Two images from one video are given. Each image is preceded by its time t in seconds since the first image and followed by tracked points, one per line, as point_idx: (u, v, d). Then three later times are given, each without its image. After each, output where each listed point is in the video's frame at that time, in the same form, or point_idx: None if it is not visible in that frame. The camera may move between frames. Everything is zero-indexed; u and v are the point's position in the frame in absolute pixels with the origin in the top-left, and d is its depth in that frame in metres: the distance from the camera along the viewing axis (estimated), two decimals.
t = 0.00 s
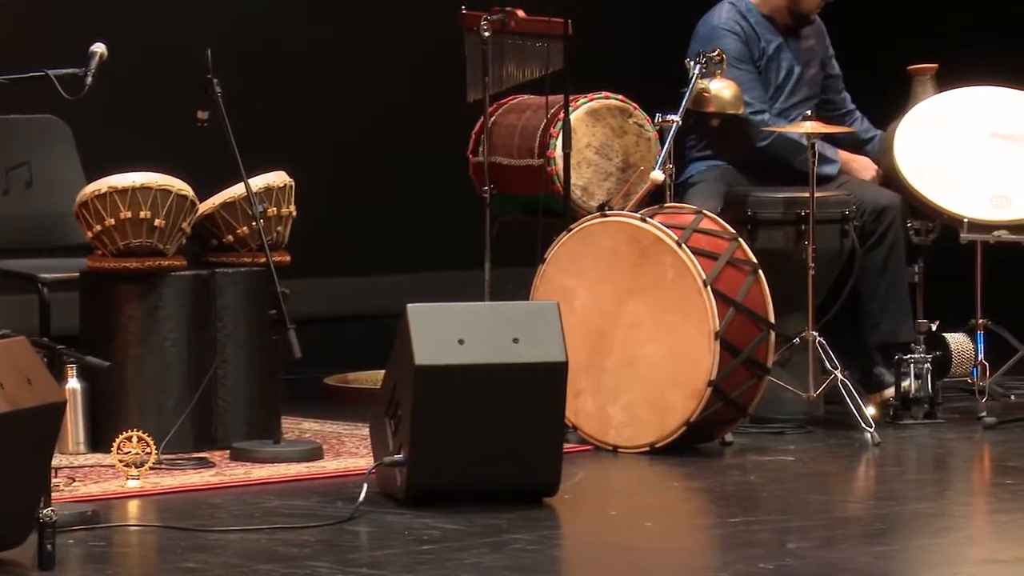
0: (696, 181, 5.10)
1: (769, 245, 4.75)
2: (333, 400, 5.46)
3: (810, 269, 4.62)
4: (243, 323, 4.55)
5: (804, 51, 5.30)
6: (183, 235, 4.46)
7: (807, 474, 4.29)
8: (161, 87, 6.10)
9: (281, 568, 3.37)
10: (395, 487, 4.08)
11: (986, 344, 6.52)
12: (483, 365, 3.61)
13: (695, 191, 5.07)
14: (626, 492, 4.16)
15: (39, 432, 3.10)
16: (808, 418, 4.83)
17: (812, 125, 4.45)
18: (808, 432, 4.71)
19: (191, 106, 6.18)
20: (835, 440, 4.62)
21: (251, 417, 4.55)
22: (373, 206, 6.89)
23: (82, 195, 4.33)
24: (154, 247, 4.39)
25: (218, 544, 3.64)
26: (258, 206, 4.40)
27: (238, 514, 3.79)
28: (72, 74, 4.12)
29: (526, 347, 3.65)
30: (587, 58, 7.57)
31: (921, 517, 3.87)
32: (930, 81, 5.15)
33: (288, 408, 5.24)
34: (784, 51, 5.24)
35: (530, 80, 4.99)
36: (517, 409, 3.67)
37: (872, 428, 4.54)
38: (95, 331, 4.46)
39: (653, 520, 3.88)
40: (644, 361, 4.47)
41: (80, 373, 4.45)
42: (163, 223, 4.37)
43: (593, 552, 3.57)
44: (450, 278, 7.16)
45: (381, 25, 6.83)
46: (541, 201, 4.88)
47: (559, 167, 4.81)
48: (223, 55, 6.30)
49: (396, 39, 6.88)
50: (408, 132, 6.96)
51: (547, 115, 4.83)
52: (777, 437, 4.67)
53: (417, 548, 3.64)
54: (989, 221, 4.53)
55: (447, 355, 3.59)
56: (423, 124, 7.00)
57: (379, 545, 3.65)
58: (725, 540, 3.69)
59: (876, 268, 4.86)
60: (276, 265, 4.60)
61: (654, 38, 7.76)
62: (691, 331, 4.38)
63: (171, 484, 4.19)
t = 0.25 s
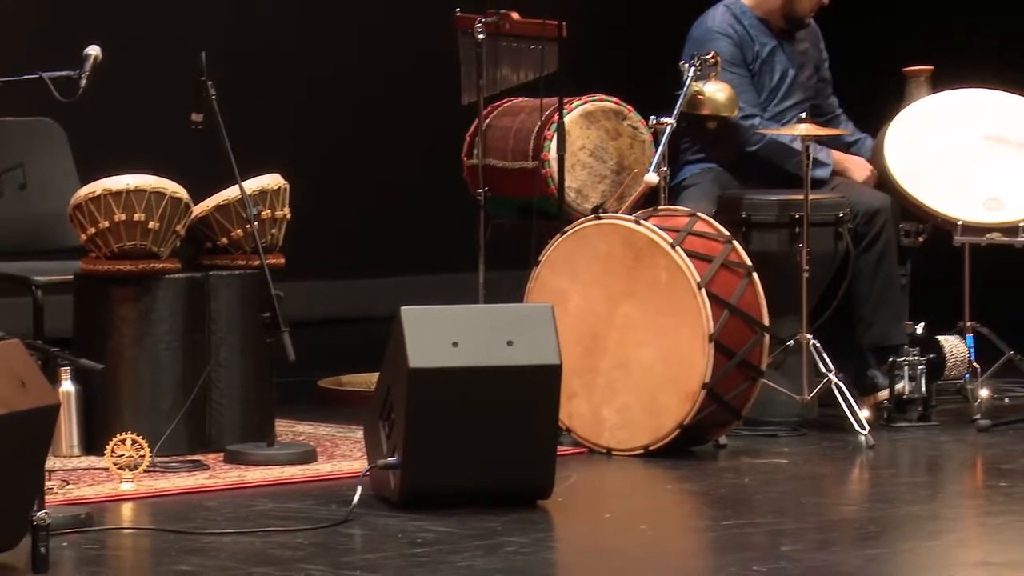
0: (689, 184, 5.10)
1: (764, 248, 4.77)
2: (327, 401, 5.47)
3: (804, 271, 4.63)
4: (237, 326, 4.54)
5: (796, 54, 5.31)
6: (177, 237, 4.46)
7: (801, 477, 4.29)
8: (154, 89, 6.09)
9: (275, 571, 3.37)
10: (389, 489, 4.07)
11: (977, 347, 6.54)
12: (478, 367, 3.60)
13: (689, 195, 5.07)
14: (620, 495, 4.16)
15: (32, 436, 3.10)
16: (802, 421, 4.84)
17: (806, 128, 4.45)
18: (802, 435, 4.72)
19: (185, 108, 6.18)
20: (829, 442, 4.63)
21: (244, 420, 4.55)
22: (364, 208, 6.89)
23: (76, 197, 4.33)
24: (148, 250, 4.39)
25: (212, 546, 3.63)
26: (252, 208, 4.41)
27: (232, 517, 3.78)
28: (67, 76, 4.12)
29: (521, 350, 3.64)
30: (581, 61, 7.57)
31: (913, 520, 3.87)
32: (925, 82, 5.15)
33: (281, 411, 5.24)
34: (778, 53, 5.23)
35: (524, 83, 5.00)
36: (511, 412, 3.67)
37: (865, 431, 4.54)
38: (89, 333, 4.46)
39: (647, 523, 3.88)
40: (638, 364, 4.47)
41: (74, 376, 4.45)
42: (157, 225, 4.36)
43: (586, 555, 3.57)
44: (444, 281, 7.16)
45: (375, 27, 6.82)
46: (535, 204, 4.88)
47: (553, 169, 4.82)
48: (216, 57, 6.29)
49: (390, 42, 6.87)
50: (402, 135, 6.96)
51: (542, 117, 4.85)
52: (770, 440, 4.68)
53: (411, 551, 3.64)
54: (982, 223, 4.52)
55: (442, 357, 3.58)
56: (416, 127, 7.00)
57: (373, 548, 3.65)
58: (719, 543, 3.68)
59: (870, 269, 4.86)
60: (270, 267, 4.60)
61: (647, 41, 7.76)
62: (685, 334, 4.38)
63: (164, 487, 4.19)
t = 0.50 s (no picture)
0: (675, 188, 5.09)
1: (750, 251, 4.78)
2: (314, 406, 5.48)
3: (789, 275, 4.63)
4: (224, 330, 4.55)
5: (783, 58, 5.31)
6: (164, 241, 4.46)
7: (788, 480, 4.29)
8: (144, 92, 6.10)
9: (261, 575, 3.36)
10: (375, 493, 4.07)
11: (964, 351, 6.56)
12: (464, 370, 3.59)
13: (674, 199, 5.06)
14: (608, 499, 4.15)
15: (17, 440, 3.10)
16: (789, 424, 4.84)
17: (793, 131, 4.47)
18: (789, 438, 4.72)
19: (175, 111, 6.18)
20: (815, 446, 4.63)
21: (231, 424, 4.55)
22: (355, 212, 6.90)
23: (62, 201, 4.34)
24: (135, 254, 4.38)
25: (198, 550, 3.63)
26: (239, 212, 4.42)
27: (219, 521, 3.78)
28: (54, 80, 4.13)
29: (507, 353, 3.64)
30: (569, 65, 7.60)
31: (899, 523, 3.87)
32: (899, 87, 5.23)
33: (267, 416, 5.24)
34: (763, 56, 5.24)
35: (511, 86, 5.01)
36: (496, 416, 3.67)
37: (852, 434, 4.55)
38: (76, 337, 4.46)
39: (633, 526, 3.88)
40: (625, 368, 4.47)
41: (61, 380, 4.44)
42: (143, 229, 4.37)
43: (572, 558, 3.56)
44: (434, 284, 7.17)
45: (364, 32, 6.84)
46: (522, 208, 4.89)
47: (540, 173, 4.82)
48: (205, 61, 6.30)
49: (378, 46, 6.90)
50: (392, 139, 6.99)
51: (528, 121, 4.87)
52: (757, 443, 4.69)
53: (397, 554, 3.63)
54: (968, 226, 4.50)
55: (428, 361, 3.57)
56: (406, 131, 7.03)
57: (360, 552, 3.64)
58: (705, 546, 3.68)
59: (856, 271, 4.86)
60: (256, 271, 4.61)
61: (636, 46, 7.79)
62: (672, 338, 4.39)
63: (151, 491, 4.18)
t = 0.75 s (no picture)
0: (661, 191, 5.10)
1: (737, 253, 4.79)
2: (300, 408, 5.49)
3: (777, 278, 4.61)
4: (210, 333, 4.54)
5: (770, 60, 5.32)
6: (150, 244, 4.46)
7: (776, 483, 4.29)
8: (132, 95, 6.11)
9: None
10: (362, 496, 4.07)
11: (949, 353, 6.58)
12: (450, 374, 3.59)
13: (661, 202, 5.06)
14: (595, 502, 4.15)
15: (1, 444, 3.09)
16: (776, 427, 4.85)
17: (780, 134, 4.47)
18: (775, 441, 4.73)
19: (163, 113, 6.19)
20: (802, 449, 4.63)
21: (218, 427, 4.55)
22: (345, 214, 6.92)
23: (50, 204, 4.34)
24: (121, 256, 4.39)
25: (185, 553, 3.62)
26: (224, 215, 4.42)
27: (206, 524, 3.77)
28: (41, 83, 4.12)
29: (493, 356, 3.63)
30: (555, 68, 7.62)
31: (886, 526, 3.87)
32: (888, 90, 5.25)
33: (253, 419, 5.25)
34: (750, 59, 5.26)
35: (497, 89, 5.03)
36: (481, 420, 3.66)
37: (839, 437, 4.55)
38: (62, 340, 4.46)
39: (620, 529, 3.87)
40: (612, 370, 4.47)
41: (47, 383, 4.43)
42: (130, 232, 4.37)
43: (558, 561, 3.56)
44: (423, 286, 7.18)
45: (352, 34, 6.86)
46: (508, 211, 4.90)
47: (528, 176, 4.82)
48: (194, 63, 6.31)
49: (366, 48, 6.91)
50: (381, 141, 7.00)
51: (515, 124, 4.88)
52: (744, 446, 4.69)
53: (384, 557, 3.62)
54: (956, 230, 4.51)
55: (415, 364, 3.56)
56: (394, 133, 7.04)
57: (346, 555, 3.63)
58: (692, 549, 3.67)
59: (843, 274, 4.88)
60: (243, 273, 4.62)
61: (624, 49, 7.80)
62: (658, 340, 4.39)
63: (138, 494, 4.17)
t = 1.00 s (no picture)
0: (644, 195, 5.11)
1: (720, 257, 4.81)
2: (284, 412, 5.49)
3: (761, 281, 4.58)
4: (193, 336, 4.54)
5: (753, 65, 5.33)
6: (133, 247, 4.46)
7: (759, 486, 4.29)
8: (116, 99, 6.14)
9: None
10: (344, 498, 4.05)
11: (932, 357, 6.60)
12: (432, 378, 3.58)
13: (645, 205, 5.06)
14: (579, 505, 4.14)
15: None
16: (758, 430, 4.86)
17: (763, 137, 4.47)
18: (758, 444, 4.74)
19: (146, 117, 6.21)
20: (785, 452, 4.64)
21: (201, 430, 4.55)
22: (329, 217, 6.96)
23: (32, 208, 4.34)
24: (103, 260, 4.38)
25: (167, 557, 3.61)
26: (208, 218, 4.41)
27: (188, 528, 3.76)
28: (25, 86, 4.11)
29: (476, 360, 3.63)
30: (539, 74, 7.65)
31: (868, 528, 3.86)
32: (871, 94, 5.25)
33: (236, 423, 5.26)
34: (736, 63, 5.27)
35: (481, 92, 5.04)
36: (462, 424, 3.66)
37: (822, 440, 4.55)
38: (45, 343, 4.46)
39: (603, 533, 3.86)
40: (595, 374, 4.47)
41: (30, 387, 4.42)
42: (113, 236, 4.37)
43: (541, 564, 3.54)
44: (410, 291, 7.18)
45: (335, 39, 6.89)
46: (492, 215, 4.91)
47: (510, 178, 4.86)
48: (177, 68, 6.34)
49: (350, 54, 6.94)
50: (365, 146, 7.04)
51: (498, 128, 4.88)
52: (727, 449, 4.69)
53: (367, 560, 3.61)
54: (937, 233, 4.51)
55: (397, 368, 3.56)
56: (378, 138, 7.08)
57: (329, 558, 3.61)
58: (676, 552, 3.65)
59: (826, 278, 4.88)
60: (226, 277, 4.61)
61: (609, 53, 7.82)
62: (641, 344, 4.39)
63: (121, 498, 4.17)
